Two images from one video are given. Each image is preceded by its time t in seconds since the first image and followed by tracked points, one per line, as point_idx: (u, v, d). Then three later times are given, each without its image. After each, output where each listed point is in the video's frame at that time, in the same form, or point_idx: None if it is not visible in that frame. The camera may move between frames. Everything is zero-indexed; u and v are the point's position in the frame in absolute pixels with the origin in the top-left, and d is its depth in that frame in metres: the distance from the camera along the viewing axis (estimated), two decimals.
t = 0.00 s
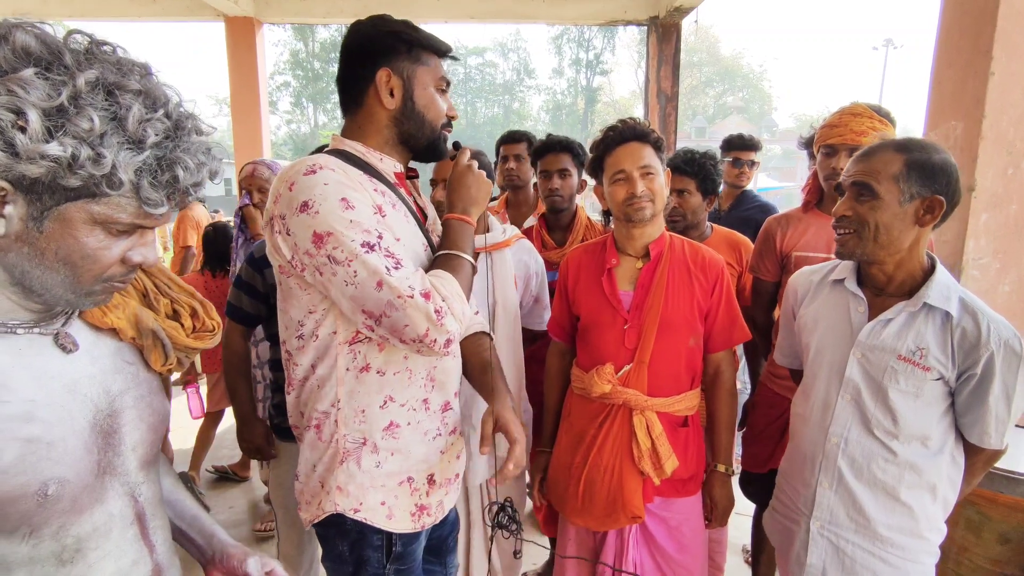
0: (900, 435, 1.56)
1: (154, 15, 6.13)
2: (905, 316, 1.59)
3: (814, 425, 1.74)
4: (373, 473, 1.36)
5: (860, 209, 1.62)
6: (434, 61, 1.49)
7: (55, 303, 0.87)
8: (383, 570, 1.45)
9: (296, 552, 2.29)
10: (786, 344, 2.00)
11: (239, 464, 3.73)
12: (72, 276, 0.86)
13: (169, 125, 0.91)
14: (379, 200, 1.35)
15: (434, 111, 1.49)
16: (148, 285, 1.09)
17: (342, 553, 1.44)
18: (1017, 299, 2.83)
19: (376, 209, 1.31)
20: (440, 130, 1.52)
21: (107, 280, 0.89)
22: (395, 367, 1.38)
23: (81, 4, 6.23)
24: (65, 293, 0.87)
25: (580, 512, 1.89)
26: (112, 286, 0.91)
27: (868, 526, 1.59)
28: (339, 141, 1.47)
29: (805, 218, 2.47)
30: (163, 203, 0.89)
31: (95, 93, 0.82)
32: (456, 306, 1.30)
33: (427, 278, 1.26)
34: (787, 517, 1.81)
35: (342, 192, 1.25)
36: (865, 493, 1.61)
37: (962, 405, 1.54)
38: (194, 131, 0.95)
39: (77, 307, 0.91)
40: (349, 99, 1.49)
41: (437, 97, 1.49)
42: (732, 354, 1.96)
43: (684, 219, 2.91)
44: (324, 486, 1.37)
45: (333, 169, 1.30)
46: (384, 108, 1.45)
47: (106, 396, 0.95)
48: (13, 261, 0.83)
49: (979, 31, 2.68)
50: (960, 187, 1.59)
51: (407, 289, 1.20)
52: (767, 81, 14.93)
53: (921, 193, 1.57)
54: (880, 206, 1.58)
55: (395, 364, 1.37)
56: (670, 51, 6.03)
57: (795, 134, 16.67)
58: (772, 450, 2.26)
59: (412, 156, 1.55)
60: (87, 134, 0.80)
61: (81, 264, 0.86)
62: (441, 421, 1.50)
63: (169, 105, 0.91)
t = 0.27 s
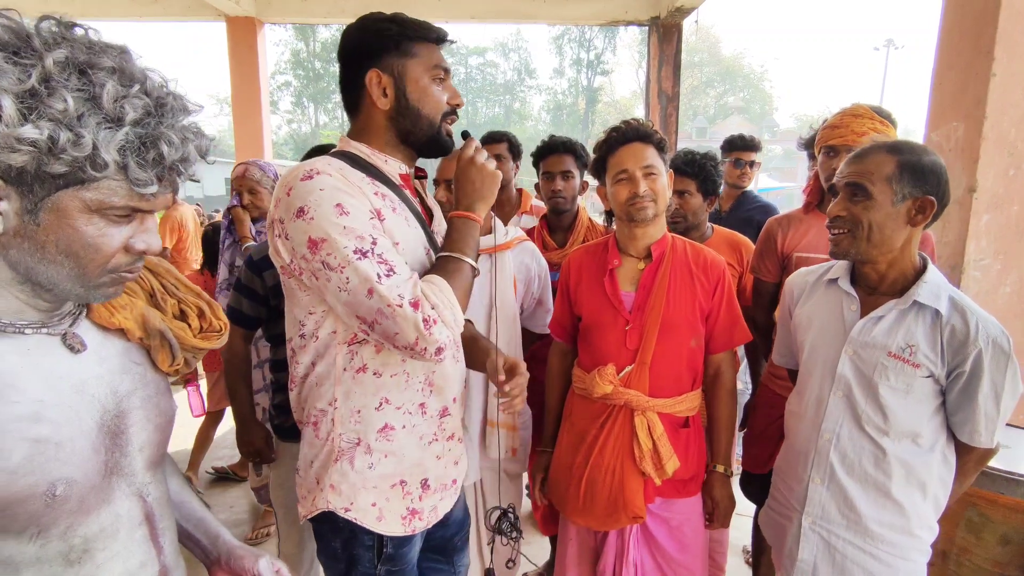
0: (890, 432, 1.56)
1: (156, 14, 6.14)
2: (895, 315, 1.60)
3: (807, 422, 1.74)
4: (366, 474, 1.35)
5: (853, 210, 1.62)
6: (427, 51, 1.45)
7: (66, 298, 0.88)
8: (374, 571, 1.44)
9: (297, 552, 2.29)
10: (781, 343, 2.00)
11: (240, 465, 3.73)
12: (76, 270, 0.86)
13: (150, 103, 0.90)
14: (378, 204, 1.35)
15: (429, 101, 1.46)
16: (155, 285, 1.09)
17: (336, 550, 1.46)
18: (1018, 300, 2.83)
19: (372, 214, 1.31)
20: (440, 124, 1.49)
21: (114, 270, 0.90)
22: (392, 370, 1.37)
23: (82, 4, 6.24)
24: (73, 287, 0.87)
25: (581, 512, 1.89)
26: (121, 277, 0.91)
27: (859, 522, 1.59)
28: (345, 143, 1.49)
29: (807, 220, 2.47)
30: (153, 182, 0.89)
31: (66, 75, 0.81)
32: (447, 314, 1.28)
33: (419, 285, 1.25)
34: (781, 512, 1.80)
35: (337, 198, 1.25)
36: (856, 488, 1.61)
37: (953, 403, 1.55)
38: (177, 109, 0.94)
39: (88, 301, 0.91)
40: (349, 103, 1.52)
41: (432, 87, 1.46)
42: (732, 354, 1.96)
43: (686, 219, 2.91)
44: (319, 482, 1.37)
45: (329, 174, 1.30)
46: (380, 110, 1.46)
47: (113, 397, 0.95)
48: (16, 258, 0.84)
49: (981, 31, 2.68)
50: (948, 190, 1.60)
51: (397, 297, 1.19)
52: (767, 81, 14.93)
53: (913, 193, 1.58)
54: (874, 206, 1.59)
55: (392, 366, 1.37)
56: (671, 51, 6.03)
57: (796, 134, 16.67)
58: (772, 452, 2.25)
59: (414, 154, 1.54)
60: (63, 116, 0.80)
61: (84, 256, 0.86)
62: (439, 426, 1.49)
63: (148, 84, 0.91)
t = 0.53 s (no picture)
0: (884, 426, 1.56)
1: (156, 13, 6.14)
2: (888, 309, 1.61)
3: (802, 419, 1.74)
4: (363, 465, 1.35)
5: (853, 208, 1.62)
6: (435, 48, 1.44)
7: (68, 284, 0.88)
8: (371, 556, 1.46)
9: (298, 552, 2.29)
10: (778, 344, 2.00)
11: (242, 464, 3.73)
12: (68, 251, 0.86)
13: (91, 57, 0.85)
14: (381, 203, 1.36)
15: (435, 99, 1.45)
16: (159, 281, 1.09)
17: (336, 532, 1.50)
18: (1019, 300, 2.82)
19: (373, 213, 1.31)
20: (449, 119, 1.47)
21: (104, 244, 0.88)
22: (393, 366, 1.37)
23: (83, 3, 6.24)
24: (70, 271, 0.87)
25: (581, 510, 1.89)
26: (113, 255, 0.90)
27: (855, 517, 1.59)
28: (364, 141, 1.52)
29: (808, 218, 2.46)
30: (111, 138, 0.85)
31: None
32: (431, 317, 1.24)
33: (407, 287, 1.24)
34: (777, 509, 1.80)
35: (336, 197, 1.26)
36: (851, 483, 1.61)
37: (946, 397, 1.54)
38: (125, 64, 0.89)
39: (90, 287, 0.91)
40: (367, 101, 1.55)
41: (439, 84, 1.44)
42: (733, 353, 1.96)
43: (687, 219, 2.91)
44: (322, 467, 1.39)
45: (332, 172, 1.32)
46: (388, 109, 1.48)
47: (117, 394, 0.95)
48: (9, 246, 0.84)
49: (983, 30, 2.67)
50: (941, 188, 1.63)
51: (381, 299, 1.19)
52: (768, 81, 14.92)
53: (909, 192, 1.59)
54: (873, 204, 1.59)
55: (393, 362, 1.36)
56: (672, 51, 6.03)
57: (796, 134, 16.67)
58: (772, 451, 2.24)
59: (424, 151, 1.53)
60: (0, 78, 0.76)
61: (70, 233, 0.85)
62: (439, 423, 1.47)
63: (88, 41, 0.86)
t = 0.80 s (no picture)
0: (884, 422, 1.57)
1: (156, 12, 6.13)
2: (883, 306, 1.62)
3: (802, 419, 1.73)
4: (372, 443, 1.39)
5: (871, 206, 1.59)
6: (461, 57, 1.46)
7: (56, 277, 0.88)
8: (379, 530, 1.48)
9: (299, 550, 2.29)
10: (772, 346, 1.98)
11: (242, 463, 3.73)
12: (50, 240, 0.86)
13: (50, 35, 0.84)
14: (391, 200, 1.39)
15: (456, 104, 1.46)
16: (157, 276, 1.08)
17: (349, 503, 1.54)
18: (1020, 299, 2.82)
19: (380, 209, 1.35)
20: (466, 125, 1.48)
21: (87, 232, 0.88)
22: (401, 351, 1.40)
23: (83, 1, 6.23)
24: (55, 262, 0.87)
25: (582, 508, 1.89)
26: (98, 244, 0.90)
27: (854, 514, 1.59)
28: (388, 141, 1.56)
29: (808, 217, 2.45)
30: (76, 117, 0.84)
31: None
32: (416, 313, 1.24)
33: (398, 281, 1.27)
34: (777, 508, 1.80)
35: (345, 193, 1.32)
36: (853, 480, 1.61)
37: (941, 390, 1.56)
38: (86, 43, 0.88)
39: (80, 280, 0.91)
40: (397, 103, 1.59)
41: (462, 91, 1.46)
42: (733, 350, 1.96)
43: (687, 217, 2.90)
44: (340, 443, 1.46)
45: (346, 169, 1.37)
46: (414, 112, 1.51)
47: (116, 391, 0.95)
48: None
49: (984, 29, 2.67)
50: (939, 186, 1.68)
51: (371, 292, 1.24)
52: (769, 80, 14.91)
53: (911, 192, 1.62)
54: (887, 203, 1.59)
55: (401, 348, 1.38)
56: (672, 50, 6.02)
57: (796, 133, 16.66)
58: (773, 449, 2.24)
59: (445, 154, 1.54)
60: None
61: (49, 221, 0.85)
62: (448, 410, 1.46)
63: (46, 20, 0.85)
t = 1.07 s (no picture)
0: (886, 420, 1.57)
1: (156, 10, 6.12)
2: (881, 304, 1.62)
3: (803, 418, 1.73)
4: (382, 422, 1.43)
5: (865, 207, 1.60)
6: (469, 63, 1.44)
7: (54, 273, 0.88)
8: (388, 508, 1.50)
9: (298, 548, 2.29)
10: (766, 347, 1.96)
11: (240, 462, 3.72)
12: (46, 236, 0.85)
13: (50, 31, 0.84)
14: (402, 198, 1.41)
15: (462, 108, 1.45)
16: (156, 275, 1.08)
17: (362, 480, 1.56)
18: (1020, 299, 2.82)
19: (391, 206, 1.38)
20: (471, 128, 1.46)
21: (84, 229, 0.88)
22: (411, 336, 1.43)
23: None
24: (52, 257, 0.86)
25: (582, 507, 1.89)
26: (95, 242, 0.90)
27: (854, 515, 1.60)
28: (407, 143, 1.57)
29: (809, 216, 2.44)
30: (74, 113, 0.84)
31: None
32: (409, 303, 1.26)
33: (398, 274, 1.30)
34: (777, 508, 1.80)
35: (359, 189, 1.36)
36: (856, 478, 1.61)
37: (938, 385, 1.57)
38: (87, 40, 0.87)
39: (77, 276, 0.91)
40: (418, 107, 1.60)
41: (467, 95, 1.45)
42: (733, 350, 1.96)
43: (687, 216, 2.90)
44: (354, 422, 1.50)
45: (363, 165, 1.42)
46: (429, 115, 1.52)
47: (115, 390, 0.95)
48: None
49: (985, 28, 2.66)
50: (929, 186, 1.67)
51: (371, 282, 1.29)
52: (769, 80, 14.92)
53: (905, 193, 1.63)
54: (880, 204, 1.60)
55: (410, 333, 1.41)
56: (672, 49, 6.02)
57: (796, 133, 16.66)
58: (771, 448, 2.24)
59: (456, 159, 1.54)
60: None
61: (45, 218, 0.84)
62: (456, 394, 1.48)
63: (46, 15, 0.85)
